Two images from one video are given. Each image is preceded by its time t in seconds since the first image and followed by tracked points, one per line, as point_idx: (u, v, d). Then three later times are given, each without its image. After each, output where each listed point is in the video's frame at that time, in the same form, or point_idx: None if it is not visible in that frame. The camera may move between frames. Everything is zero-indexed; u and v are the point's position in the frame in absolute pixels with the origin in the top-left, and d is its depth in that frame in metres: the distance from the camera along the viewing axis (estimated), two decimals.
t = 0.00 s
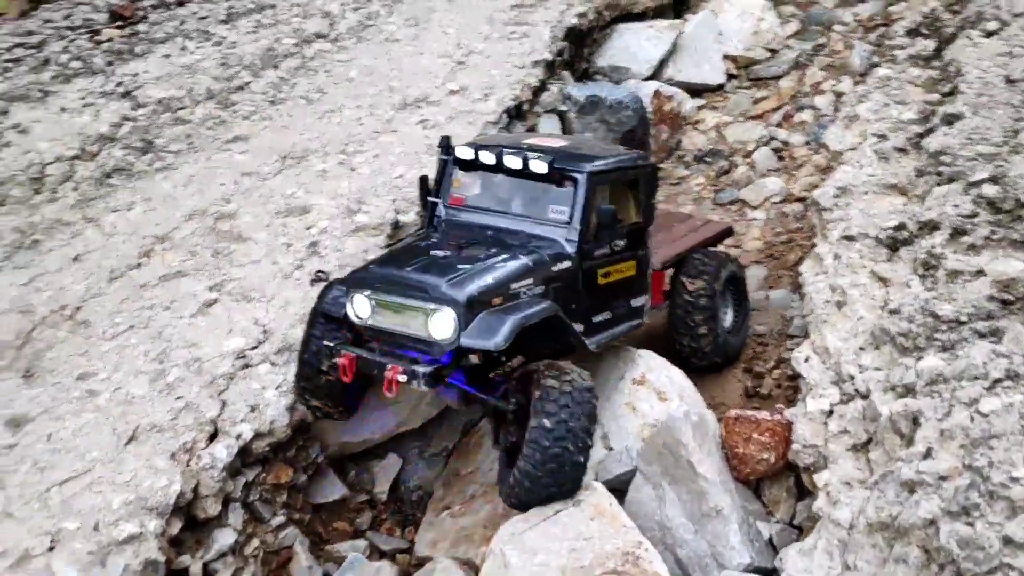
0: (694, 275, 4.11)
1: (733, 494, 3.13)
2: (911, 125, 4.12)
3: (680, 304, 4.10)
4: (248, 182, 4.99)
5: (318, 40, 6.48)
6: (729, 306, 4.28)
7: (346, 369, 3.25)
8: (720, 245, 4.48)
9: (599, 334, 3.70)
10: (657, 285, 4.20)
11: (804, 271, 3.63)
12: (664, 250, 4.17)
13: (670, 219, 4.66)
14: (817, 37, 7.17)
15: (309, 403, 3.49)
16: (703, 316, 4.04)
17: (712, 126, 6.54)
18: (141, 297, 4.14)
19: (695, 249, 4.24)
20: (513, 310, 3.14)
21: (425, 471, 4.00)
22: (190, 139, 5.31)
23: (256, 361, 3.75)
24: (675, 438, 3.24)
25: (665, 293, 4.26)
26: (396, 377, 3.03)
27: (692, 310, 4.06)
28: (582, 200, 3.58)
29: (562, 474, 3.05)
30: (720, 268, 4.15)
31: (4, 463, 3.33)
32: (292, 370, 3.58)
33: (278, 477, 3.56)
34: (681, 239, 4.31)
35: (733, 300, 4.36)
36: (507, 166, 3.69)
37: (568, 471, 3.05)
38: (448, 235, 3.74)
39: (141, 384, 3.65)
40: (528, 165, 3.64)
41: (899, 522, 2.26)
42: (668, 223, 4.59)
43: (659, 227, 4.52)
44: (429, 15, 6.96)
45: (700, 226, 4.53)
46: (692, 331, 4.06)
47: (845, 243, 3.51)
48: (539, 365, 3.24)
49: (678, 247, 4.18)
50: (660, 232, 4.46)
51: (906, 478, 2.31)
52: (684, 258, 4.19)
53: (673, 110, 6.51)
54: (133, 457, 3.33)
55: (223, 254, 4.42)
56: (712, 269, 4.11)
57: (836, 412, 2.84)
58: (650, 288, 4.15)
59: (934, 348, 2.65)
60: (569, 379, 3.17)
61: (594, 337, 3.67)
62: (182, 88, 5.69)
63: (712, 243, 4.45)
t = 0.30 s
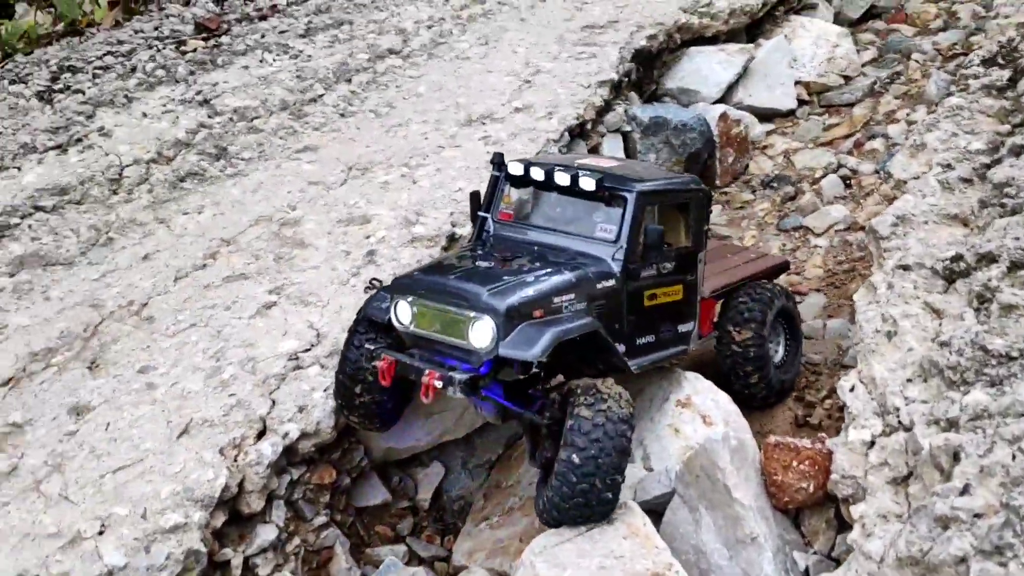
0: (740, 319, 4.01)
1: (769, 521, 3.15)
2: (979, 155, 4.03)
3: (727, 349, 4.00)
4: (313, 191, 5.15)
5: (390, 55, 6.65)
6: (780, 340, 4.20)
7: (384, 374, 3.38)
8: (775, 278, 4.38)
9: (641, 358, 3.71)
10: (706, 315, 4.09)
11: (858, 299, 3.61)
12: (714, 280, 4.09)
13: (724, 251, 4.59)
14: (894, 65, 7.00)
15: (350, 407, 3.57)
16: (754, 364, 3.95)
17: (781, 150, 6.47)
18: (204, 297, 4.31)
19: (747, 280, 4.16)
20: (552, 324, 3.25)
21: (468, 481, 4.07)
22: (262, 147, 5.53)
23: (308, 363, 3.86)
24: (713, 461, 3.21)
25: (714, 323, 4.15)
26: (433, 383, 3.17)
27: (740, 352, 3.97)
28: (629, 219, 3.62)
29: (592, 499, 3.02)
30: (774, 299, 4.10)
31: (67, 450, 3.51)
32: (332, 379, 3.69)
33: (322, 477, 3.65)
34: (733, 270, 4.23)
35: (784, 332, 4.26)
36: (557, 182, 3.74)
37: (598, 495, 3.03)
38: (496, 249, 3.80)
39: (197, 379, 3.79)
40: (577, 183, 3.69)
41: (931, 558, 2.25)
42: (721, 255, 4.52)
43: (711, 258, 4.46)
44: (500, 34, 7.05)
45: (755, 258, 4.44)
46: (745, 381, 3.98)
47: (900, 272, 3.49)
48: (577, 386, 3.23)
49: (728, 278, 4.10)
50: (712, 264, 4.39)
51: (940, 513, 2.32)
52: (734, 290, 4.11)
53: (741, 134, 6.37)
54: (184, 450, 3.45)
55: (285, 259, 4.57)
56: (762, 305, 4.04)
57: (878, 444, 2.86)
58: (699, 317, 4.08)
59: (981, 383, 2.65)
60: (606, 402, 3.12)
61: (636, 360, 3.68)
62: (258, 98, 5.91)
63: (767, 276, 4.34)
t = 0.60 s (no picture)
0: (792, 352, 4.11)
1: (819, 544, 3.25)
2: None
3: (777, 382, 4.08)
4: (378, 214, 5.39)
5: (450, 84, 6.89)
6: (828, 378, 4.29)
7: (447, 386, 3.53)
8: (821, 316, 4.49)
9: (696, 383, 3.79)
10: (758, 346, 4.21)
11: (909, 332, 3.72)
12: (766, 311, 4.20)
13: (768, 288, 4.72)
14: (947, 99, 7.08)
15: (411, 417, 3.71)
16: (806, 410, 4.05)
17: (833, 181, 6.57)
18: (276, 313, 4.55)
19: (797, 314, 4.28)
20: (612, 343, 3.39)
21: (522, 497, 4.23)
22: (330, 172, 5.79)
23: (375, 378, 4.06)
24: (765, 485, 3.33)
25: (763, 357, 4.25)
26: (495, 396, 3.34)
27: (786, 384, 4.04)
28: (686, 246, 3.75)
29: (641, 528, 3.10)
30: (824, 332, 4.19)
31: (150, 455, 3.73)
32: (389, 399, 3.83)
33: (386, 488, 3.84)
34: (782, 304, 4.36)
35: (831, 370, 4.34)
36: (616, 210, 3.90)
37: (640, 531, 3.11)
38: (555, 273, 3.94)
39: (270, 391, 4.00)
40: (635, 211, 3.85)
41: None
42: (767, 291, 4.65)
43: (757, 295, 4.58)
44: (558, 65, 7.26)
45: (802, 295, 4.57)
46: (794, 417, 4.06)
47: (952, 306, 3.59)
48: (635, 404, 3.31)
49: (780, 309, 4.22)
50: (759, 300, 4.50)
51: (988, 538, 2.44)
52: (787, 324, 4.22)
53: (792, 165, 6.46)
54: (260, 457, 3.65)
55: (352, 279, 4.80)
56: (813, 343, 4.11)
57: (927, 472, 2.96)
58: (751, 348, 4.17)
59: None
60: (646, 452, 3.10)
61: (691, 385, 3.77)
62: (325, 124, 6.17)
63: (814, 313, 4.48)
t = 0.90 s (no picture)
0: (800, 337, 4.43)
1: (821, 500, 3.53)
2: None
3: (782, 367, 4.39)
4: (410, 209, 5.74)
5: (477, 90, 7.25)
6: (831, 368, 4.56)
7: (476, 352, 3.84)
8: (826, 312, 4.80)
9: (707, 362, 4.12)
10: (765, 335, 4.52)
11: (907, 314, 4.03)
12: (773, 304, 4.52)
13: (777, 285, 5.04)
14: (953, 108, 7.37)
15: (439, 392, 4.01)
16: (811, 404, 4.35)
17: (842, 185, 6.88)
18: (319, 296, 4.91)
19: (801, 308, 4.60)
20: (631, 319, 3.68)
21: (546, 468, 4.56)
22: (365, 170, 6.15)
23: (412, 354, 4.41)
24: (771, 448, 3.63)
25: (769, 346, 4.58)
26: (521, 362, 3.61)
27: (790, 364, 4.36)
28: (703, 236, 4.07)
29: (646, 497, 3.36)
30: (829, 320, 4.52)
31: (207, 419, 4.08)
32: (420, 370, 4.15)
33: (422, 454, 4.20)
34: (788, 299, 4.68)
35: (834, 360, 4.60)
36: (639, 200, 4.22)
37: (643, 504, 3.39)
38: (579, 256, 4.27)
39: (316, 365, 4.36)
40: (657, 201, 4.17)
41: (959, 514, 2.63)
42: (775, 288, 4.97)
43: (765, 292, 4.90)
44: (579, 73, 7.61)
45: (808, 291, 4.89)
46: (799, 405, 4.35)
47: (947, 290, 3.88)
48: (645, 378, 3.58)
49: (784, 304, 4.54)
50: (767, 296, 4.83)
51: (969, 480, 2.69)
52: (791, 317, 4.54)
53: (803, 169, 6.77)
54: (308, 421, 4.01)
55: (387, 267, 5.15)
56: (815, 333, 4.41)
57: (919, 433, 3.26)
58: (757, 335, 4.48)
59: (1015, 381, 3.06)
60: (640, 440, 3.33)
61: (702, 365, 4.08)
62: (359, 125, 6.52)
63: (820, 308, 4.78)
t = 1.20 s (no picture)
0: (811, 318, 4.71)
1: (831, 461, 3.82)
2: None
3: (793, 345, 4.66)
4: (441, 194, 6.04)
5: (503, 83, 7.54)
6: (838, 358, 4.78)
7: (502, 325, 4.05)
8: (836, 304, 5.03)
9: (720, 345, 4.31)
10: (778, 323, 4.71)
11: (914, 293, 4.30)
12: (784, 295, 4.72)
13: (789, 277, 5.26)
14: (962, 106, 7.61)
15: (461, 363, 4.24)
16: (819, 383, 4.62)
17: (854, 179, 7.12)
18: (358, 275, 5.24)
19: (811, 300, 4.83)
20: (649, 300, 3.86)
21: (570, 437, 4.85)
22: (397, 158, 6.45)
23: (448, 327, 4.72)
24: (785, 414, 3.92)
25: (780, 334, 4.78)
26: (544, 336, 3.81)
27: (802, 339, 4.63)
28: (722, 225, 4.25)
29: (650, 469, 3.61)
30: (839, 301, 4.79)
31: (259, 383, 4.41)
32: (447, 342, 4.38)
33: (457, 419, 4.52)
34: (799, 291, 4.90)
35: (841, 350, 4.82)
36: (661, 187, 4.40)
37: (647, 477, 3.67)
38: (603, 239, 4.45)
39: (358, 336, 4.70)
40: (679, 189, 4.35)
41: (957, 463, 2.91)
42: (787, 279, 5.19)
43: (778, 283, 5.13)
44: (601, 68, 7.90)
45: (820, 284, 5.11)
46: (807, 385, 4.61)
47: (951, 271, 4.14)
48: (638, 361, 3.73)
49: (796, 295, 4.77)
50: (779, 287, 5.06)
51: (967, 434, 2.99)
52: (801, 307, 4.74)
53: (816, 162, 7.01)
54: (354, 386, 4.34)
55: (421, 249, 5.47)
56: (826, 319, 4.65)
57: (923, 398, 3.55)
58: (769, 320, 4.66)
59: (1011, 349, 3.32)
60: (623, 438, 3.57)
61: (714, 347, 4.27)
62: (391, 116, 6.81)
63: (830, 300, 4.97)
